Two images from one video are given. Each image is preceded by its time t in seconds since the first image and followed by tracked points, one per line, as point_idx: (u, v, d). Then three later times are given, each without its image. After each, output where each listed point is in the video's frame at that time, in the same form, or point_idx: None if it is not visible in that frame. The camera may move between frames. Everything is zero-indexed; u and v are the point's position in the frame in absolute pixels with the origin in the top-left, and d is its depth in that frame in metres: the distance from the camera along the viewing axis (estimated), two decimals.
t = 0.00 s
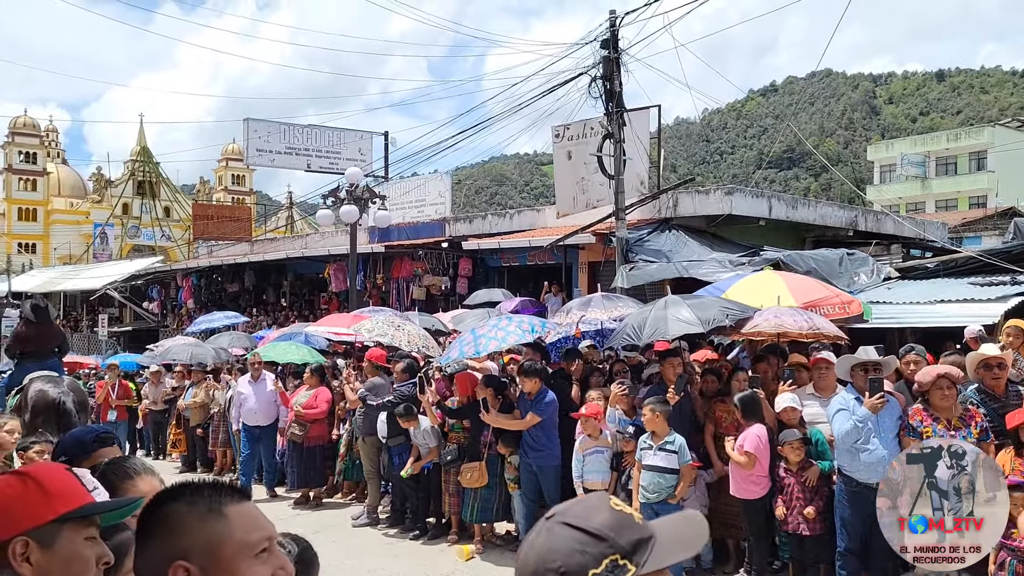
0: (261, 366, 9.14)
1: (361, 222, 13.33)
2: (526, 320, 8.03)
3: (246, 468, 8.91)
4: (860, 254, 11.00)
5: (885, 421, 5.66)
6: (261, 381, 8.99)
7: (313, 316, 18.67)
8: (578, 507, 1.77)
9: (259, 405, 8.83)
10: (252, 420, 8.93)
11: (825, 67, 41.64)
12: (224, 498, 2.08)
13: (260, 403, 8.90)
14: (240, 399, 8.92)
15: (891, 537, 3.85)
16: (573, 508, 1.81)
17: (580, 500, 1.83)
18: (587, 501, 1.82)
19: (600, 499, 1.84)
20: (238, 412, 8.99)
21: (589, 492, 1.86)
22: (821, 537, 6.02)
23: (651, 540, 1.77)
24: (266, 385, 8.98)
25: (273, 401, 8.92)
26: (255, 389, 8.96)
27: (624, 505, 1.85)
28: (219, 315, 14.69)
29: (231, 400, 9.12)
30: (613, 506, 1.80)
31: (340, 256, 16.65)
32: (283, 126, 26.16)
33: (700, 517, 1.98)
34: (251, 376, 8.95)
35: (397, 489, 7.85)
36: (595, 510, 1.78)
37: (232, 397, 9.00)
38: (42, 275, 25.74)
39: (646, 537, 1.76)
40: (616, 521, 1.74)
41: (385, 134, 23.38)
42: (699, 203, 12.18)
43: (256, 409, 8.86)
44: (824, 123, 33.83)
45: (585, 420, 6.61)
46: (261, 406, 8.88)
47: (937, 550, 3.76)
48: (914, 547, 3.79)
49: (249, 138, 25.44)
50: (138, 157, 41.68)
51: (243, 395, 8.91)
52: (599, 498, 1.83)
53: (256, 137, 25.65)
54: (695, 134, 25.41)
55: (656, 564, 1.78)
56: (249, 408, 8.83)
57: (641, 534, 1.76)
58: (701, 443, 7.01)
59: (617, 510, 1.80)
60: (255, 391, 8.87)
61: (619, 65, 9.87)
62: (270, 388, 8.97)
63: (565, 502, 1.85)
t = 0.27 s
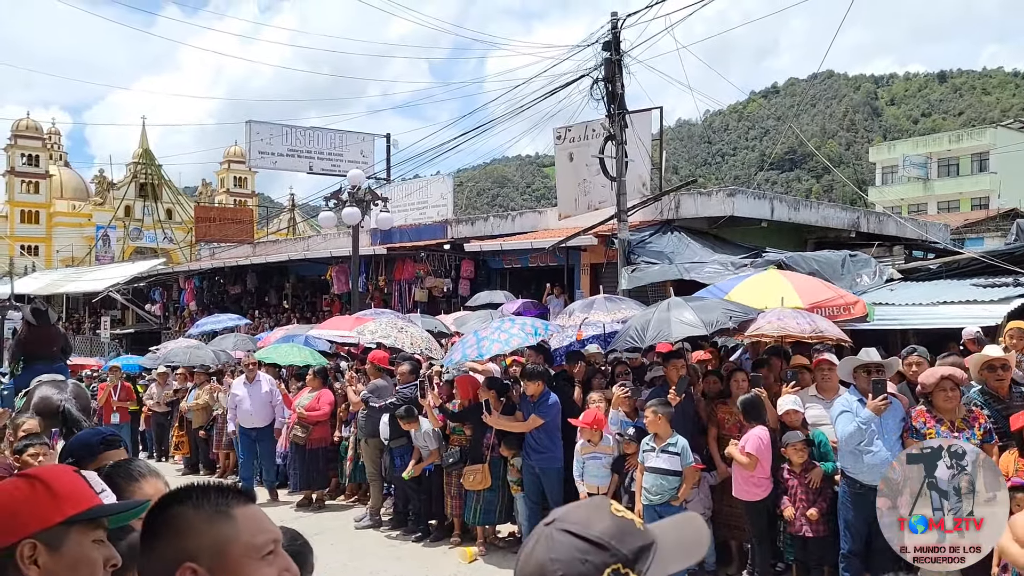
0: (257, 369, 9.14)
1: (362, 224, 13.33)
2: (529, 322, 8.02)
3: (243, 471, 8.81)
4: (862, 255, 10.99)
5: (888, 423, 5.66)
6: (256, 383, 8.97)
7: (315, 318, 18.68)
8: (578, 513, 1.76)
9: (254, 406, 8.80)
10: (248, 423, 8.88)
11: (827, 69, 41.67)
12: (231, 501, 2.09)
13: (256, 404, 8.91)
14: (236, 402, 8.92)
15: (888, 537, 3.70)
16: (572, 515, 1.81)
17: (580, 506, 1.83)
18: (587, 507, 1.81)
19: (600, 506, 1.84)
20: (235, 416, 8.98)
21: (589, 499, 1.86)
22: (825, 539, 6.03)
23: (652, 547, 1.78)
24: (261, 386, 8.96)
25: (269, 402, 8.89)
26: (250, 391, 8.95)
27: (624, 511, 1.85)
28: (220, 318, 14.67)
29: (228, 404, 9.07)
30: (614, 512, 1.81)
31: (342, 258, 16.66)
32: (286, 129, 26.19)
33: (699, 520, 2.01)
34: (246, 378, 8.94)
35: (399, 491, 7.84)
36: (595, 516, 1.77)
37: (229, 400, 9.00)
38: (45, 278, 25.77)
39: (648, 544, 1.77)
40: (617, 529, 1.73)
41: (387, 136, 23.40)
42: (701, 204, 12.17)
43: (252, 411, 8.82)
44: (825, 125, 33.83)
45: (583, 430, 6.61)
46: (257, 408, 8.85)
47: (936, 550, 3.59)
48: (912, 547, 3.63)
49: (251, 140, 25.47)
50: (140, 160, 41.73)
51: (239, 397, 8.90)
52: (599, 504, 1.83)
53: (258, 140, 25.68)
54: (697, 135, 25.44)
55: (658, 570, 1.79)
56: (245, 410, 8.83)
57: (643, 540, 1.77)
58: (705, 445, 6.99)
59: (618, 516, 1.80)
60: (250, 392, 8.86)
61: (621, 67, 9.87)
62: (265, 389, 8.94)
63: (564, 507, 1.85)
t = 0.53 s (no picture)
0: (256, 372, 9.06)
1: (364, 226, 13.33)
2: (530, 324, 8.01)
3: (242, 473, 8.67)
4: (864, 256, 10.98)
5: (891, 425, 5.65)
6: (255, 386, 8.88)
7: (317, 319, 18.68)
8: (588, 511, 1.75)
9: (254, 408, 8.69)
10: (248, 426, 8.73)
11: (828, 70, 41.63)
12: (234, 501, 2.09)
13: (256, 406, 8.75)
14: (235, 405, 8.78)
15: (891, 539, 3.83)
16: (582, 513, 1.79)
17: (589, 505, 1.81)
18: (596, 506, 1.80)
19: (610, 505, 1.83)
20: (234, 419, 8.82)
21: (599, 497, 1.84)
22: (826, 541, 6.01)
23: (659, 550, 1.79)
24: (261, 389, 8.87)
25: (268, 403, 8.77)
26: (249, 394, 8.84)
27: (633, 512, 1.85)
28: (222, 320, 14.67)
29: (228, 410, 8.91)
30: (623, 512, 1.80)
31: (344, 259, 16.67)
32: (287, 130, 26.20)
33: (703, 525, 2.04)
34: (246, 381, 8.84)
35: (401, 492, 7.83)
36: (606, 516, 1.76)
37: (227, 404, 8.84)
38: (47, 280, 25.80)
39: (657, 546, 1.78)
40: (627, 529, 1.73)
41: (389, 138, 23.41)
42: (703, 206, 12.17)
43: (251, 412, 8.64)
44: (827, 126, 33.82)
45: (579, 443, 6.53)
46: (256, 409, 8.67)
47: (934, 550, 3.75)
48: (912, 548, 3.77)
49: (253, 142, 25.48)
50: (142, 161, 41.75)
51: (239, 400, 8.77)
52: (610, 504, 1.82)
53: (259, 141, 25.69)
54: (699, 137, 25.44)
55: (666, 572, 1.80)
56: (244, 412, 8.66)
57: (651, 543, 1.77)
58: (707, 448, 6.97)
59: (628, 516, 1.79)
60: (250, 395, 8.76)
61: (623, 68, 9.86)
62: (265, 392, 8.87)
63: (572, 506, 1.83)
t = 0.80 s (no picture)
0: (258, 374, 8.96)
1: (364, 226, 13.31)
2: (530, 325, 7.99)
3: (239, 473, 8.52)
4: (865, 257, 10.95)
5: (891, 425, 5.65)
6: (257, 389, 8.79)
7: (317, 320, 18.67)
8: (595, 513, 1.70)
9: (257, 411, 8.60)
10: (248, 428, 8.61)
11: (828, 71, 41.66)
12: (234, 503, 2.08)
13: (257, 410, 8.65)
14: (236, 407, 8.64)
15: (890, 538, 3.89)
16: (590, 515, 1.75)
17: (598, 507, 1.77)
18: (605, 508, 1.76)
19: (619, 508, 1.79)
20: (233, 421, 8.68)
21: (608, 499, 1.81)
22: (825, 542, 6.02)
23: (669, 553, 1.74)
24: (263, 392, 8.79)
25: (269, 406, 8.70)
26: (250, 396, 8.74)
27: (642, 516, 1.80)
28: (222, 320, 14.64)
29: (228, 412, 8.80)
30: (633, 515, 1.75)
31: (344, 260, 16.66)
32: (287, 131, 26.19)
33: (713, 532, 1.98)
34: (249, 383, 8.72)
35: (401, 493, 7.82)
36: (614, 519, 1.72)
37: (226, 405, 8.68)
38: (47, 280, 25.77)
39: (666, 552, 1.72)
40: (636, 533, 1.68)
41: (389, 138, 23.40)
42: (703, 206, 12.17)
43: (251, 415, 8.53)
44: (827, 127, 33.85)
45: (579, 446, 6.51)
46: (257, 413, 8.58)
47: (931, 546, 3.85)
48: (911, 546, 3.85)
49: (253, 143, 25.46)
50: (141, 162, 41.73)
51: (240, 402, 8.64)
52: (619, 506, 1.78)
53: (259, 142, 25.67)
54: (699, 137, 25.45)
55: None
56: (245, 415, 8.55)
57: (661, 546, 1.72)
58: (709, 449, 6.97)
59: (637, 520, 1.75)
60: (254, 397, 8.66)
61: (624, 69, 9.86)
62: (267, 396, 8.80)
63: (580, 507, 1.79)
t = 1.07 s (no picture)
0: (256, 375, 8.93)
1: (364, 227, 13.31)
2: (530, 326, 7.99)
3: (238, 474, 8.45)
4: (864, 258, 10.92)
5: (890, 426, 5.66)
6: (257, 389, 8.76)
7: (316, 321, 18.66)
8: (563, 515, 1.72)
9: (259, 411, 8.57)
10: (248, 428, 8.55)
11: (828, 73, 41.71)
12: (234, 503, 2.08)
13: (257, 410, 8.64)
14: (236, 407, 8.57)
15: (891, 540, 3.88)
16: (559, 516, 1.76)
17: (566, 508, 1.78)
18: (572, 509, 1.77)
19: (587, 508, 1.80)
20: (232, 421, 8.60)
21: (576, 499, 1.82)
22: (827, 543, 6.01)
23: (637, 549, 1.75)
24: (262, 392, 8.76)
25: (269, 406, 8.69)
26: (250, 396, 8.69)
27: (611, 514, 1.82)
28: (220, 321, 14.62)
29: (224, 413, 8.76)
30: (600, 515, 1.76)
31: (343, 260, 16.66)
32: (286, 131, 26.18)
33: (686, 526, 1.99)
34: (248, 383, 8.67)
35: (401, 494, 7.81)
36: (581, 519, 1.73)
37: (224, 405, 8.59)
38: (46, 280, 25.74)
39: (635, 549, 1.74)
40: (604, 532, 1.70)
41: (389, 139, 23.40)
42: (703, 207, 12.17)
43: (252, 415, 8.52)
44: (827, 128, 33.89)
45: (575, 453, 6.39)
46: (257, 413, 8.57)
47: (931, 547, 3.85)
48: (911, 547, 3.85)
49: (252, 143, 25.45)
50: (140, 162, 41.72)
51: (240, 402, 8.58)
52: (587, 505, 1.79)
53: (258, 142, 25.66)
54: (698, 138, 25.47)
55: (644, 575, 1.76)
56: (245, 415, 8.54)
57: (628, 542, 1.73)
58: (708, 450, 6.98)
59: (605, 519, 1.76)
60: (254, 397, 8.61)
61: (623, 70, 9.86)
62: (267, 395, 8.78)
63: (549, 508, 1.81)
